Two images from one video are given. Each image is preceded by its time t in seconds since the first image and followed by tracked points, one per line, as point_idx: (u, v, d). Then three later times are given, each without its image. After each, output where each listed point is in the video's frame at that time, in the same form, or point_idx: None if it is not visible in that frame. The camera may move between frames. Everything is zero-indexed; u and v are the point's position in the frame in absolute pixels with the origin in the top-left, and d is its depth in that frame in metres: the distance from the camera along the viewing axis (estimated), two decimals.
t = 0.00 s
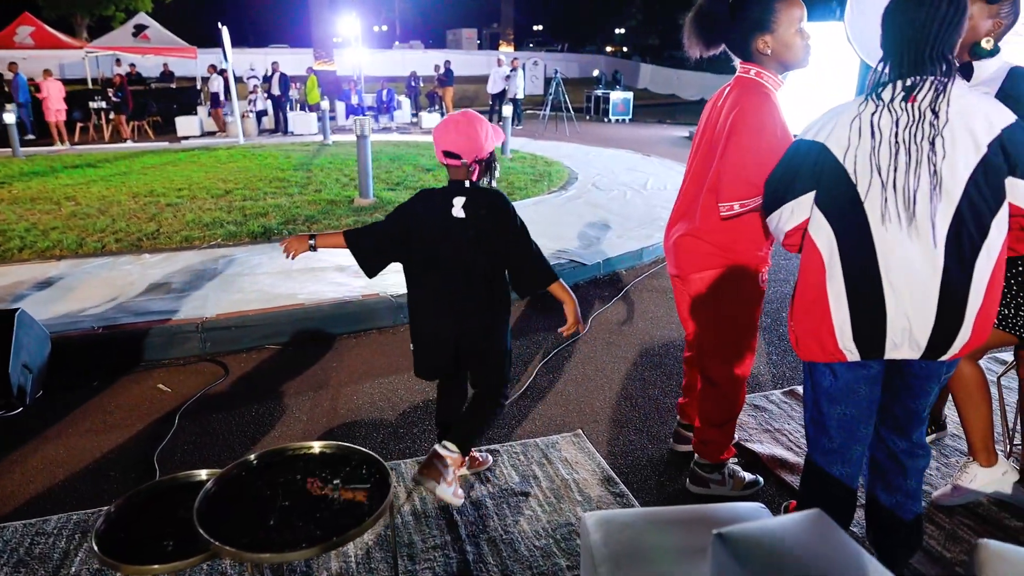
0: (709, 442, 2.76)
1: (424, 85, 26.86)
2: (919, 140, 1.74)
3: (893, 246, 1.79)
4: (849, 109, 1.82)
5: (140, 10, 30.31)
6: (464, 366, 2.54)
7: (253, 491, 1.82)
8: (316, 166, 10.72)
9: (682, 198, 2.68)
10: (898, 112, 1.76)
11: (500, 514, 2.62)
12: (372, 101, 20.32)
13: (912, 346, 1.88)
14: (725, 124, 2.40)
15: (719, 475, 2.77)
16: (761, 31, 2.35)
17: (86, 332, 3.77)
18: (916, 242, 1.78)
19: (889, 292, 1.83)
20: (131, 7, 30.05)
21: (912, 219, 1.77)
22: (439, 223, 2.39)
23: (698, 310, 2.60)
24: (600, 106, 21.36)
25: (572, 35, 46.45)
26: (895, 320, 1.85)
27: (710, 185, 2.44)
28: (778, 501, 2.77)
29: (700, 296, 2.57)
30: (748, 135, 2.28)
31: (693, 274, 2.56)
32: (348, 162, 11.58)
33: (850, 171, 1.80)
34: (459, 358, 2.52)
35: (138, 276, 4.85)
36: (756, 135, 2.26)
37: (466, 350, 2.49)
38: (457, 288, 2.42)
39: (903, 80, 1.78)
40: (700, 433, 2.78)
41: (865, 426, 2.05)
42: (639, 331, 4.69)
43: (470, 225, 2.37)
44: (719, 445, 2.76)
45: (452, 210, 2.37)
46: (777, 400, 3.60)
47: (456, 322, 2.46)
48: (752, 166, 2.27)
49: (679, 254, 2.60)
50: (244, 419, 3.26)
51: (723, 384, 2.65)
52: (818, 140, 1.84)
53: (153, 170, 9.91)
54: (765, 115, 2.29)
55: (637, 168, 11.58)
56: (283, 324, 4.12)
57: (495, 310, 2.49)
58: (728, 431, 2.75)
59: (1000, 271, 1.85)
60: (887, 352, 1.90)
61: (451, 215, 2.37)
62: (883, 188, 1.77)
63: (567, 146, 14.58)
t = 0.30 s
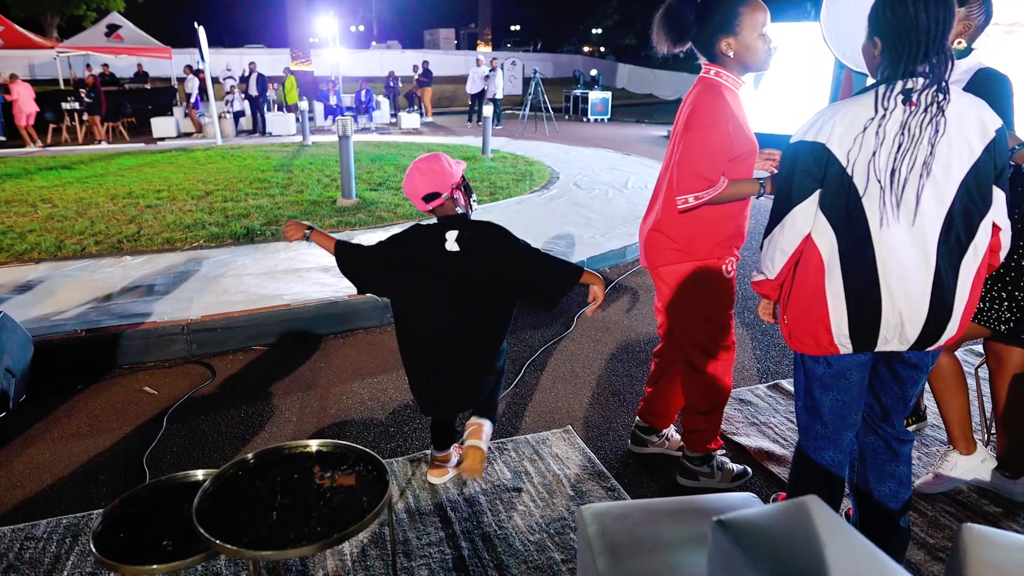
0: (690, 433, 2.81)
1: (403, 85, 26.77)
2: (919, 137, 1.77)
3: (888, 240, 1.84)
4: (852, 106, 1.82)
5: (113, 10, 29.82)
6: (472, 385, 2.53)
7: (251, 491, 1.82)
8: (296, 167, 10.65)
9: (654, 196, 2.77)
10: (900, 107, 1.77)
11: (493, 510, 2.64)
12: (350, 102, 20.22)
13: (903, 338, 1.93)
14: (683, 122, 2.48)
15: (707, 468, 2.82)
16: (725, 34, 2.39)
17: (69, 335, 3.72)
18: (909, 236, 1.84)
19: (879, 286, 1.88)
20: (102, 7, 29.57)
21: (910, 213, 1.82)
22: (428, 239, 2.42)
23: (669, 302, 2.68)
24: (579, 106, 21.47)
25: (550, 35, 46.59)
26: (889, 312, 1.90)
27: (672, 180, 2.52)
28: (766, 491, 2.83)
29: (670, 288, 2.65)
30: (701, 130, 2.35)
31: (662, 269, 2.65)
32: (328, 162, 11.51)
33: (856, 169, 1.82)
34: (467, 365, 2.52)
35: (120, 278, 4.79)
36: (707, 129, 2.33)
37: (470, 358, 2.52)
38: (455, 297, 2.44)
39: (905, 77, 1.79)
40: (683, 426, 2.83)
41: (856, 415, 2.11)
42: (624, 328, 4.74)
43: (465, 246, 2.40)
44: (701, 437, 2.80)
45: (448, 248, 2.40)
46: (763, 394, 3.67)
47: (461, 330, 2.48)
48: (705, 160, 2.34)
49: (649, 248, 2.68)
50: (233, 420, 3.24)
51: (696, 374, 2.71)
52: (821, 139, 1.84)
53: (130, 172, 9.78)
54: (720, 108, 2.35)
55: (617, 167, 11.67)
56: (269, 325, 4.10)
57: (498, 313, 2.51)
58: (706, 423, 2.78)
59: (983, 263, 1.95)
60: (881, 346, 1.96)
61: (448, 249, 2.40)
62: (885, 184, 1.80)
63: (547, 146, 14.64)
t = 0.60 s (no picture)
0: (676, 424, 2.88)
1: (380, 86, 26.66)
2: (934, 133, 1.87)
3: (904, 235, 1.92)
4: (884, 101, 1.82)
5: (84, 9, 29.34)
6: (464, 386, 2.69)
7: (247, 490, 1.83)
8: (276, 168, 10.58)
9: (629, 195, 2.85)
10: (920, 106, 1.84)
11: (485, 507, 2.66)
12: (328, 102, 20.09)
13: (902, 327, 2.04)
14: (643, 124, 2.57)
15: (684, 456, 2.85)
16: (688, 37, 2.43)
17: (51, 339, 3.68)
18: (923, 230, 1.93)
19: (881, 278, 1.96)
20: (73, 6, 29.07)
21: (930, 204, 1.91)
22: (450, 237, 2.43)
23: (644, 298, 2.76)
24: (557, 106, 21.55)
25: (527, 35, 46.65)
26: (898, 307, 2.00)
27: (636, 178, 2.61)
28: (752, 482, 2.90)
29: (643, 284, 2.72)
30: (656, 129, 2.44)
31: (631, 265, 2.73)
32: (307, 163, 11.44)
33: (889, 164, 1.84)
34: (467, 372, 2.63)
35: (100, 281, 4.74)
36: (663, 128, 2.41)
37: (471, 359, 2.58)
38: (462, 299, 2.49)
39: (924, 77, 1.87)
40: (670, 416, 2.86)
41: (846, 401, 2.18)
42: (608, 325, 4.80)
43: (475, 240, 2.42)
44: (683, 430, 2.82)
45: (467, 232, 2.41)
46: (747, 389, 3.74)
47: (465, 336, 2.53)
48: (661, 157, 2.43)
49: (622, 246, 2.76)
50: (221, 422, 3.23)
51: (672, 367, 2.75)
52: (854, 134, 1.83)
53: (106, 174, 9.64)
54: (676, 106, 2.42)
55: (597, 166, 11.75)
56: (255, 326, 4.09)
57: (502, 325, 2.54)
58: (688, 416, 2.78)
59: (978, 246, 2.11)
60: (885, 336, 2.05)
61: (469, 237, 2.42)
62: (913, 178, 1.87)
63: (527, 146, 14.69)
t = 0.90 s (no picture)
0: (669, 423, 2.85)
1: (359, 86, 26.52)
2: (935, 132, 1.96)
3: (906, 231, 1.99)
4: (897, 99, 1.89)
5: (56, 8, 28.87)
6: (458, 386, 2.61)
7: (244, 488, 1.84)
8: (256, 169, 10.50)
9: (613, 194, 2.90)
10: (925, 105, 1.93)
11: (476, 502, 2.69)
12: (307, 102, 19.96)
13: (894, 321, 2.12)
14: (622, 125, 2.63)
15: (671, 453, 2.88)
16: (664, 38, 2.47)
17: (34, 342, 3.64)
18: (926, 225, 2.01)
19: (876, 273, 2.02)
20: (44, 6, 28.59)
21: (933, 199, 2.00)
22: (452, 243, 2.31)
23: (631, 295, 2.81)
24: (536, 105, 21.60)
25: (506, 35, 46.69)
26: (896, 301, 2.07)
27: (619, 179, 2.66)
28: (739, 474, 2.95)
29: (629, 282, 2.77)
30: (634, 129, 2.50)
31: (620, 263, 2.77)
32: (287, 164, 11.37)
33: (903, 161, 1.91)
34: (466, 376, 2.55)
35: (81, 284, 4.69)
36: (640, 127, 2.47)
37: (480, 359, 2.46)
38: (459, 302, 2.37)
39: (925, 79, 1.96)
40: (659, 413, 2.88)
41: (830, 391, 2.24)
42: (593, 322, 4.84)
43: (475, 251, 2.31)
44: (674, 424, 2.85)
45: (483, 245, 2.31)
46: (731, 383, 3.81)
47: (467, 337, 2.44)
48: (641, 155, 2.49)
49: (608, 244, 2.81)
50: (210, 423, 3.22)
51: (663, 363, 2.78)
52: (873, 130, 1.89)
53: (83, 176, 9.51)
54: (652, 105, 2.47)
55: (578, 166, 11.81)
56: (241, 327, 4.08)
57: (503, 331, 2.45)
58: (680, 408, 2.80)
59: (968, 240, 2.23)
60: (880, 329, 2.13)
61: (480, 248, 2.31)
62: (923, 174, 1.96)
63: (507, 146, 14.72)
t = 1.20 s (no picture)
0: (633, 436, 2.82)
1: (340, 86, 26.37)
2: (925, 129, 2.03)
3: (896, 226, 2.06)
4: (893, 98, 1.94)
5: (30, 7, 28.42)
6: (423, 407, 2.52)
7: (244, 490, 1.83)
8: (239, 170, 10.42)
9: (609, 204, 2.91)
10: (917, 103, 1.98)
11: (472, 501, 2.69)
12: (288, 103, 19.80)
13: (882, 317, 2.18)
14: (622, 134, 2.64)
15: (649, 471, 2.83)
16: (656, 40, 2.48)
17: (18, 346, 3.58)
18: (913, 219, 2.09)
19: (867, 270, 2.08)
20: (17, 5, 28.08)
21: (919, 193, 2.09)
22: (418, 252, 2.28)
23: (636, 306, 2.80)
24: (518, 105, 21.62)
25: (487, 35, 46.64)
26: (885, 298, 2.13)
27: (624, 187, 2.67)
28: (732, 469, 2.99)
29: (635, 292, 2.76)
30: (639, 136, 2.50)
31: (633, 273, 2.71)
32: (270, 165, 11.28)
33: (898, 157, 1.97)
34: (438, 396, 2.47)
35: (64, 287, 4.63)
36: (643, 134, 2.48)
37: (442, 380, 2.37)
38: (434, 316, 2.31)
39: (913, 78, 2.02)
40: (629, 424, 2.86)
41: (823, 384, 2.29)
42: (582, 321, 4.87)
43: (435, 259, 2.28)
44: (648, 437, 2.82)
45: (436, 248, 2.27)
46: (721, 379, 3.85)
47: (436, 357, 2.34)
48: (649, 163, 2.49)
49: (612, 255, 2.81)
50: (201, 427, 3.19)
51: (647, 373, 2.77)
52: (874, 128, 1.93)
53: (61, 177, 9.37)
54: (651, 111, 2.49)
55: (563, 165, 11.85)
56: (229, 329, 4.05)
57: (475, 350, 2.37)
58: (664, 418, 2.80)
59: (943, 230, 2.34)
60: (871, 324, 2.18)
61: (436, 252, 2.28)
62: (914, 170, 2.03)
63: (492, 145, 14.72)
